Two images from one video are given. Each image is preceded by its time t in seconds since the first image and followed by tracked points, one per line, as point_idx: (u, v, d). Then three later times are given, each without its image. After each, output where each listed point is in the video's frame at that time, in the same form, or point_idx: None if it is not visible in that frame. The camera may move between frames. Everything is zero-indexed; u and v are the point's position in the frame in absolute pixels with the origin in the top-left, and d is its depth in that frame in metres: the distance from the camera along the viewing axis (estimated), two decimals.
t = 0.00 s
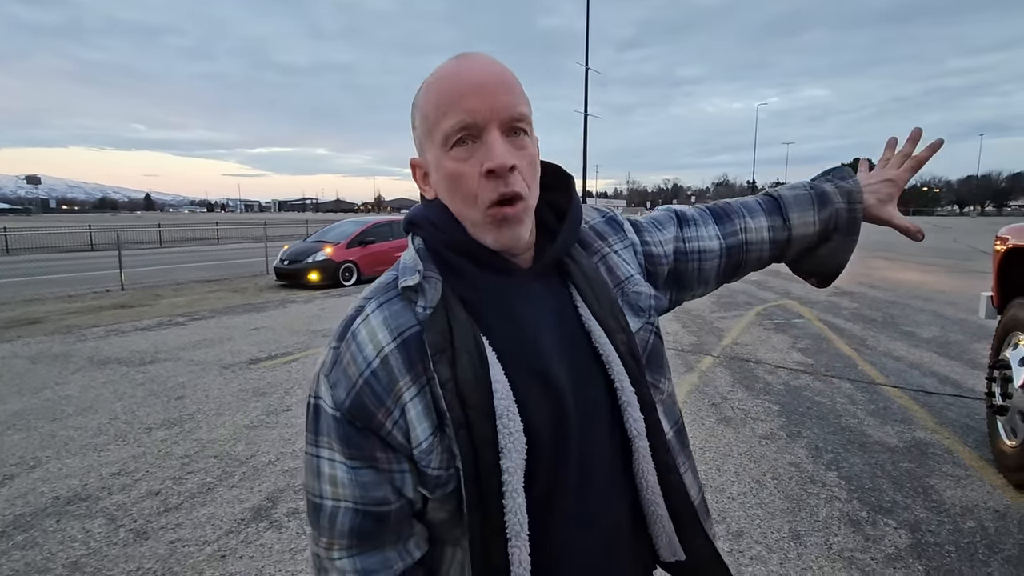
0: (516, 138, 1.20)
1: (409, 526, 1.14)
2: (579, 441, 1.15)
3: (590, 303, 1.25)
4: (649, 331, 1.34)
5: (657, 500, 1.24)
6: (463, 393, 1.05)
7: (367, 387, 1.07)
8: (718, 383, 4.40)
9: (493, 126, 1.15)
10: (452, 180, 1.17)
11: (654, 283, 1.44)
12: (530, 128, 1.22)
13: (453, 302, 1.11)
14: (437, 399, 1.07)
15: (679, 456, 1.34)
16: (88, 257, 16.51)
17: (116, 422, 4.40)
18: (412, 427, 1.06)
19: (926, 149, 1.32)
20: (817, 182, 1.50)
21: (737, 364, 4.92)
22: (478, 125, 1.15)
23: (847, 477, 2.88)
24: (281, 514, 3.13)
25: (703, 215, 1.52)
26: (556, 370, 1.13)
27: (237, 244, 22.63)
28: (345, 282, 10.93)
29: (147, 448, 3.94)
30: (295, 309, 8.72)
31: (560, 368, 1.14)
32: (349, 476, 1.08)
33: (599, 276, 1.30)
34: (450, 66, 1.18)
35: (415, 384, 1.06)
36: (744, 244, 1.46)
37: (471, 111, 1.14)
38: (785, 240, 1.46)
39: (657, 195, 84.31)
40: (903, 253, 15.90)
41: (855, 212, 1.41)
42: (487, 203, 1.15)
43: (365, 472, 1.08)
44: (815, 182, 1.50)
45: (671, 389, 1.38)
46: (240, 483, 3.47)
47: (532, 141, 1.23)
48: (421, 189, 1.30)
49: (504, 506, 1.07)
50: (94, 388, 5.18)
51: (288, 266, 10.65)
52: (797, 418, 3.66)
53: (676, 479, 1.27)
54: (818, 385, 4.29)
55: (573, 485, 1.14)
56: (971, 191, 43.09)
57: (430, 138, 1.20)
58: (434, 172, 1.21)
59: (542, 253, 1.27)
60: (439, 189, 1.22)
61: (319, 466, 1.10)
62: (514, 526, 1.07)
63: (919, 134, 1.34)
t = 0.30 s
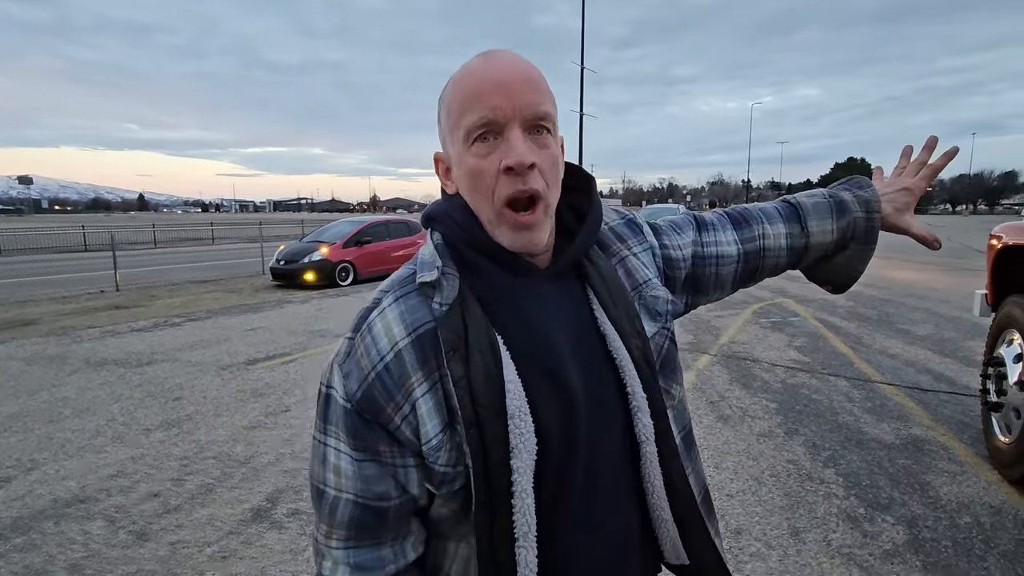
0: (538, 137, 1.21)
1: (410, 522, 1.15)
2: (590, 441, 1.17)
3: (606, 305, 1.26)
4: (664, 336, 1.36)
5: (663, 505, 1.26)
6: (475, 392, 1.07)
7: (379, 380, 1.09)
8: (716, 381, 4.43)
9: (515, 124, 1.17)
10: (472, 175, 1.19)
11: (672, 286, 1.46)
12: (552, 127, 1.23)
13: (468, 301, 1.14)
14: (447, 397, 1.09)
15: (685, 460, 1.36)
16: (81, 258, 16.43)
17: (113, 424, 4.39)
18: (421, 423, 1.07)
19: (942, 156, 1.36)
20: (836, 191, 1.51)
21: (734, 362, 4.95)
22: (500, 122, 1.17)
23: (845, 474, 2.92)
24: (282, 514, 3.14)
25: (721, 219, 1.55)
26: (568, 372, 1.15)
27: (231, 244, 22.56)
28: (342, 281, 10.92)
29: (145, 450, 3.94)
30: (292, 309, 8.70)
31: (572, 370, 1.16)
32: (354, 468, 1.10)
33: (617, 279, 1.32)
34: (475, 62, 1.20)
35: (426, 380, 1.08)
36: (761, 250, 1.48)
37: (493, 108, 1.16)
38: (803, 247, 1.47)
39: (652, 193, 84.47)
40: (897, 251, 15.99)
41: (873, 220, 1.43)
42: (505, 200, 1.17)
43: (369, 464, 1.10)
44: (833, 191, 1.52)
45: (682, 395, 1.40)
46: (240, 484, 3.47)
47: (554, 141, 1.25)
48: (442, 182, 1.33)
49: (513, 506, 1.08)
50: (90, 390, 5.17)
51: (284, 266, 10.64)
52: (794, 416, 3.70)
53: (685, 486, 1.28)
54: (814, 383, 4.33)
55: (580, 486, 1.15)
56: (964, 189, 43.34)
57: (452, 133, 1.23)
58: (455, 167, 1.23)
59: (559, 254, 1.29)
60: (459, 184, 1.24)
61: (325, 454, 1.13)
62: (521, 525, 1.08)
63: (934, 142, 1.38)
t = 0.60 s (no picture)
0: (550, 137, 1.23)
1: (417, 514, 1.17)
2: (596, 438, 1.20)
3: (614, 305, 1.29)
4: (671, 335, 1.38)
5: (667, 503, 1.29)
6: (482, 388, 1.09)
7: (388, 375, 1.11)
8: (710, 379, 4.48)
9: (527, 126, 1.19)
10: (483, 176, 1.21)
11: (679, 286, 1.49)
12: (564, 128, 1.25)
13: (476, 298, 1.15)
14: (455, 393, 1.11)
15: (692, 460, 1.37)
16: (71, 258, 16.31)
17: (107, 425, 4.38)
18: (428, 418, 1.10)
19: (952, 159, 1.38)
20: (843, 191, 1.54)
21: (728, 360, 5.00)
22: (512, 124, 1.18)
23: (837, 469, 2.96)
24: (278, 514, 3.15)
25: (729, 219, 1.57)
26: (574, 370, 1.18)
27: (223, 243, 22.44)
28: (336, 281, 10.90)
29: (139, 451, 3.93)
30: (285, 309, 8.68)
31: (578, 369, 1.18)
32: (363, 460, 1.12)
33: (626, 279, 1.34)
34: (489, 62, 1.21)
35: (434, 376, 1.10)
36: (768, 250, 1.51)
37: (506, 109, 1.18)
38: (810, 246, 1.50)
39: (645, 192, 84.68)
40: (887, 249, 16.13)
41: (880, 220, 1.46)
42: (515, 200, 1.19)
43: (377, 457, 1.13)
44: (840, 191, 1.55)
45: (689, 394, 1.41)
46: (236, 484, 3.48)
47: (566, 142, 1.27)
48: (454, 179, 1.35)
49: (518, 500, 1.11)
50: (83, 391, 5.14)
51: (278, 266, 10.61)
52: (787, 412, 3.74)
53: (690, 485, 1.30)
54: (807, 380, 4.38)
55: (586, 482, 1.18)
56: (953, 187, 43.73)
57: (465, 132, 1.24)
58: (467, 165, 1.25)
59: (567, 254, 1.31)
60: (470, 182, 1.26)
61: (335, 446, 1.15)
62: (527, 520, 1.11)
63: (946, 146, 1.40)
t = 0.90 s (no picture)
0: (553, 136, 1.24)
1: (422, 507, 1.17)
2: (594, 433, 1.20)
3: (612, 303, 1.29)
4: (669, 334, 1.38)
5: (665, 499, 1.29)
6: (483, 383, 1.09)
7: (391, 370, 1.11)
8: (705, 378, 4.48)
9: (532, 124, 1.19)
10: (488, 174, 1.20)
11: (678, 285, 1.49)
12: (566, 128, 1.26)
13: (478, 294, 1.15)
14: (456, 387, 1.11)
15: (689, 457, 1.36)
16: (66, 258, 16.24)
17: (101, 425, 4.36)
18: (431, 412, 1.09)
19: (954, 165, 1.39)
20: (842, 191, 1.54)
21: (723, 359, 5.01)
22: (517, 122, 1.18)
23: (831, 467, 2.97)
24: (273, 514, 3.14)
25: (728, 219, 1.58)
26: (573, 366, 1.18)
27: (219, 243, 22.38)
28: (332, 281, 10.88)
29: (134, 450, 3.91)
30: (281, 308, 8.66)
31: (577, 364, 1.19)
32: (368, 454, 1.12)
33: (624, 278, 1.34)
34: (494, 62, 1.21)
35: (436, 370, 1.10)
36: (767, 249, 1.51)
37: (511, 108, 1.18)
38: (809, 246, 1.50)
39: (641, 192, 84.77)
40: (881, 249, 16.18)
41: (878, 220, 1.46)
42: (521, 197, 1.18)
43: (382, 451, 1.12)
44: (839, 191, 1.55)
45: (687, 392, 1.40)
46: (230, 483, 3.47)
47: (568, 141, 1.27)
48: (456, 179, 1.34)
49: (518, 494, 1.11)
50: (77, 391, 5.12)
51: (273, 265, 10.58)
52: (782, 410, 3.75)
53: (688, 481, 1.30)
54: (801, 379, 4.39)
55: (585, 477, 1.18)
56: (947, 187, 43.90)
57: (469, 131, 1.24)
58: (471, 163, 1.24)
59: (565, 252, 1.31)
60: (474, 181, 1.25)
61: (340, 441, 1.15)
62: (527, 514, 1.11)
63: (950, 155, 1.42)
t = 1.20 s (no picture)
0: (549, 136, 1.22)
1: (418, 504, 1.15)
2: (591, 430, 1.19)
3: (609, 301, 1.27)
4: (666, 332, 1.35)
5: (661, 498, 1.27)
6: (480, 377, 1.07)
7: (388, 364, 1.10)
8: (705, 378, 4.46)
9: (528, 124, 1.17)
10: (484, 173, 1.19)
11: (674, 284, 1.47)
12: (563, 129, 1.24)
13: (475, 289, 1.14)
14: (453, 382, 1.09)
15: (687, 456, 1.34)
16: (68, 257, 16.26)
17: (101, 423, 4.35)
18: (427, 407, 1.08)
19: (951, 161, 1.37)
20: (839, 189, 1.52)
21: (723, 359, 4.98)
22: (513, 122, 1.17)
23: (831, 469, 2.95)
24: (271, 513, 3.13)
25: (724, 218, 1.56)
26: (570, 361, 1.16)
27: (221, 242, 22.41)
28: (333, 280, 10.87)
29: (133, 449, 3.90)
30: (282, 308, 8.66)
31: (574, 360, 1.17)
32: (364, 450, 1.11)
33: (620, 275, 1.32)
34: (491, 61, 1.20)
35: (433, 365, 1.09)
36: (764, 248, 1.49)
37: (508, 108, 1.16)
38: (806, 245, 1.48)
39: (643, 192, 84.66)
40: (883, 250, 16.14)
41: (875, 218, 1.44)
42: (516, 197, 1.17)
43: (378, 446, 1.11)
44: (837, 189, 1.53)
45: (685, 390, 1.38)
46: (229, 482, 3.46)
47: (565, 142, 1.26)
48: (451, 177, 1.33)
49: (514, 491, 1.09)
50: (77, 389, 5.11)
51: (275, 265, 10.58)
52: (782, 411, 3.73)
53: (685, 481, 1.28)
54: (802, 379, 4.36)
55: (581, 474, 1.17)
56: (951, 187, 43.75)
57: (465, 130, 1.22)
58: (466, 163, 1.23)
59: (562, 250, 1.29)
60: (469, 180, 1.24)
61: (335, 437, 1.13)
62: (523, 511, 1.09)
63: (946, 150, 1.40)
